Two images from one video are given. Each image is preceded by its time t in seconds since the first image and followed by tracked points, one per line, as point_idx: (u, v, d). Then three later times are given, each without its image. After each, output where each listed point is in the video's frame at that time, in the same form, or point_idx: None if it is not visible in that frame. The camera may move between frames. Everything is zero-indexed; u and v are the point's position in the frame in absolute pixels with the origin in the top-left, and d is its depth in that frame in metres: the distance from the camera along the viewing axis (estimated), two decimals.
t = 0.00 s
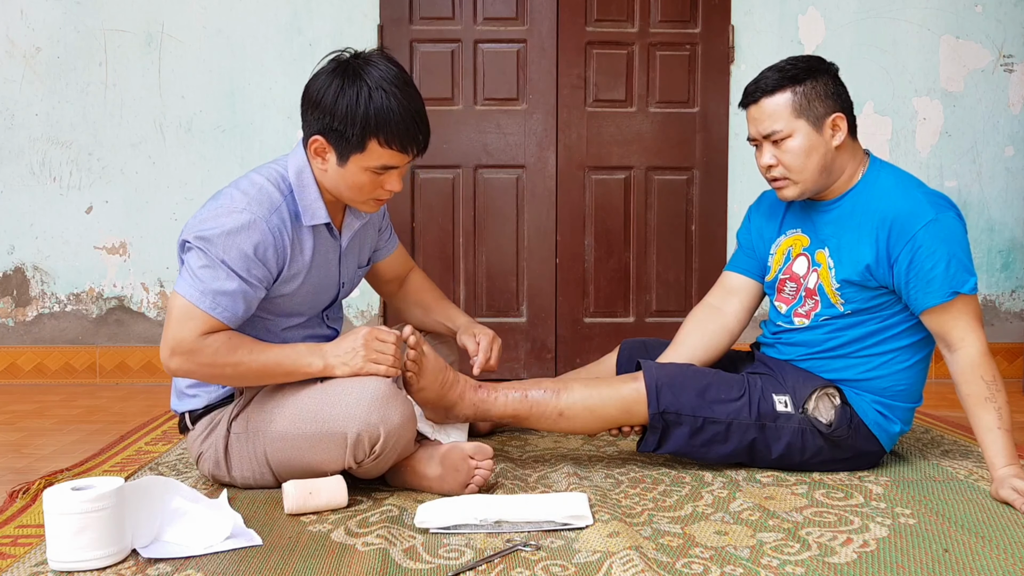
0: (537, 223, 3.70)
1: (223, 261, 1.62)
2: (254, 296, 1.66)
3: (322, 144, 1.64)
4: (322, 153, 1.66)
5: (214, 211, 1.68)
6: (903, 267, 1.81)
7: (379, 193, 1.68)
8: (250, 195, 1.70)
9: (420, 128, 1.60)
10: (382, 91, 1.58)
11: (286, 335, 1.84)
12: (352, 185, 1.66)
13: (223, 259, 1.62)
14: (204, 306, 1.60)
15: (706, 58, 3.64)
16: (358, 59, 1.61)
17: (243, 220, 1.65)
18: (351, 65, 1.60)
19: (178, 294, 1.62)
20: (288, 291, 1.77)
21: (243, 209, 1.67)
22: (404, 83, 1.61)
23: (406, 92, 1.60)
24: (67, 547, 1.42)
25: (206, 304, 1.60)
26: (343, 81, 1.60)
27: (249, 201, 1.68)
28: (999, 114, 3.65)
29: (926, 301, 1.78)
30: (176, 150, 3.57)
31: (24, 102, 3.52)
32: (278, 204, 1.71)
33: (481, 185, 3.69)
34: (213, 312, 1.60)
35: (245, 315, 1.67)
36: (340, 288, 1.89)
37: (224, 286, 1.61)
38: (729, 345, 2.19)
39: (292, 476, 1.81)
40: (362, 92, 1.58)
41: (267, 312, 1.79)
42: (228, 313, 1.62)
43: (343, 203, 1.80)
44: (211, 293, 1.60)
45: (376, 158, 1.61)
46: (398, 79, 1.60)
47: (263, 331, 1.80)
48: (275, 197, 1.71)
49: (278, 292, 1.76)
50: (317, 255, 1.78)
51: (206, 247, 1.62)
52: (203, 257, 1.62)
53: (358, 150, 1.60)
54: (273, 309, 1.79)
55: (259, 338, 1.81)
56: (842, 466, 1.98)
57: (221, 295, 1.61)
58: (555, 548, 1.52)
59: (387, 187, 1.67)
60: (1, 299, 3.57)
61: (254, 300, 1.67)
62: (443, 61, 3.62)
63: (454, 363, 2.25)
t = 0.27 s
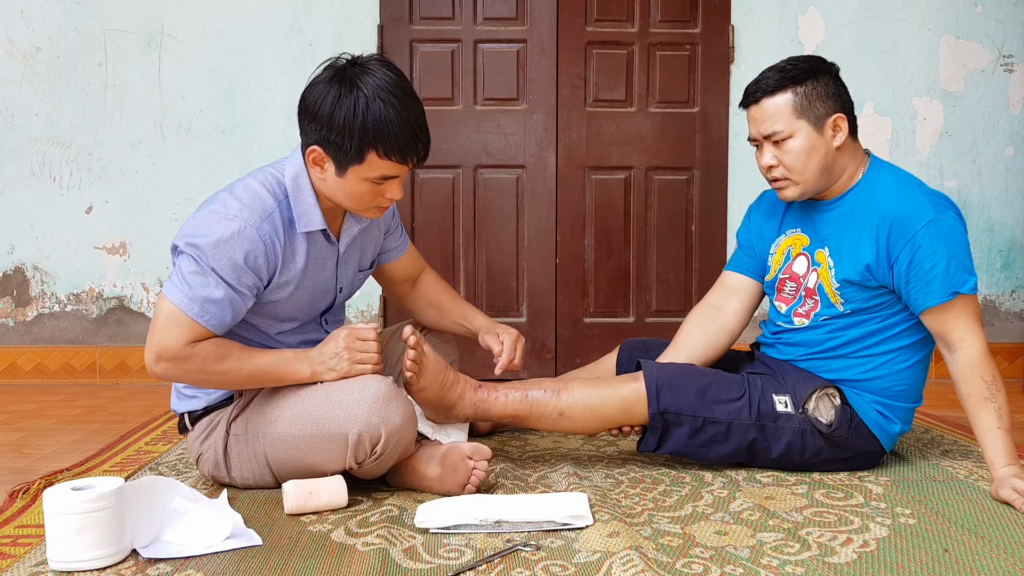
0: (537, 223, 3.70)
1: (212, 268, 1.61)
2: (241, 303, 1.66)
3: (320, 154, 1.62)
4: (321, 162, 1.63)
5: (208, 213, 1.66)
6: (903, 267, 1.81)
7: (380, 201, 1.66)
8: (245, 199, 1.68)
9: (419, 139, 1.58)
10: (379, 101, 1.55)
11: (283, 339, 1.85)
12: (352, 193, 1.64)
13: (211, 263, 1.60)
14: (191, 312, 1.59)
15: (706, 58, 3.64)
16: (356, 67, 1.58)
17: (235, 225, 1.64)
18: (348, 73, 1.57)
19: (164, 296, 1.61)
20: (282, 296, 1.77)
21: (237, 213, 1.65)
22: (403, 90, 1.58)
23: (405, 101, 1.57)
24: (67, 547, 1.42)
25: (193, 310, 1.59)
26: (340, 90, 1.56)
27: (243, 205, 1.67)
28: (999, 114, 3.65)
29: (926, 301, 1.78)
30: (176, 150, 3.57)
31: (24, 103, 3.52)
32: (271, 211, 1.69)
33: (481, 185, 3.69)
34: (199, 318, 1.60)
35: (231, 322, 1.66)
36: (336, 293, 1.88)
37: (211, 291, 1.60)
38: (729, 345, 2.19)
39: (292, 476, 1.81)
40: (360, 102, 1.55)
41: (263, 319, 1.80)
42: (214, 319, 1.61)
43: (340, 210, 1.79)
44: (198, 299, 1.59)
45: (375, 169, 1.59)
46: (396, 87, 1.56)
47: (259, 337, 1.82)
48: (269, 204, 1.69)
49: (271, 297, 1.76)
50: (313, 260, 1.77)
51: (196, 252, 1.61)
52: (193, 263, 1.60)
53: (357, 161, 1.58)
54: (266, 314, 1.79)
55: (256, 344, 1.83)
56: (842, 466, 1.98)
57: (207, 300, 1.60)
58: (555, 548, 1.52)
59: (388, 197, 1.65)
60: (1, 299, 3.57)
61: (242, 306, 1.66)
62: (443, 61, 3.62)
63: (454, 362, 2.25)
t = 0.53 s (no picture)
0: (537, 223, 3.70)
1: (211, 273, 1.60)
2: (237, 308, 1.65)
3: (322, 163, 1.61)
4: (323, 171, 1.63)
5: (206, 219, 1.65)
6: (903, 267, 1.81)
7: (382, 211, 1.66)
8: (244, 205, 1.68)
9: (424, 152, 1.57)
10: (384, 113, 1.54)
11: (283, 342, 1.85)
12: (354, 203, 1.64)
13: (210, 270, 1.59)
14: (189, 317, 1.58)
15: (706, 58, 3.64)
16: (362, 78, 1.57)
17: (235, 231, 1.63)
18: (354, 84, 1.56)
19: (160, 301, 1.59)
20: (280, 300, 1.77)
21: (236, 219, 1.64)
22: (409, 103, 1.56)
23: (410, 114, 1.56)
24: (67, 547, 1.42)
25: (191, 316, 1.58)
26: (345, 101, 1.55)
27: (242, 212, 1.66)
28: (999, 114, 3.65)
29: (926, 301, 1.78)
30: (176, 151, 3.57)
31: (24, 103, 3.52)
32: (270, 216, 1.69)
33: (481, 185, 3.69)
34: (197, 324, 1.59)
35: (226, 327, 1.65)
36: (336, 296, 1.88)
37: (209, 298, 1.59)
38: (729, 345, 2.19)
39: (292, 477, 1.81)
40: (365, 113, 1.54)
41: (262, 323, 1.80)
42: (211, 325, 1.60)
43: (343, 217, 1.79)
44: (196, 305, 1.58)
45: (378, 180, 1.59)
46: (401, 99, 1.55)
47: (259, 340, 1.82)
48: (268, 209, 1.69)
49: (268, 301, 1.75)
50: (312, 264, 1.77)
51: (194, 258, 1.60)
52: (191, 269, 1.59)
53: (360, 172, 1.57)
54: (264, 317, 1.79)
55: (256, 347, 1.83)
56: (842, 466, 1.98)
57: (205, 307, 1.59)
58: (555, 548, 1.52)
59: (390, 207, 1.65)
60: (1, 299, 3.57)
61: (238, 311, 1.65)
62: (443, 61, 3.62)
63: (454, 363, 2.25)
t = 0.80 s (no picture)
0: (537, 223, 3.70)
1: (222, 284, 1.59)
2: (249, 317, 1.65)
3: (330, 171, 1.61)
4: (330, 180, 1.63)
5: (214, 228, 1.64)
6: (903, 267, 1.81)
7: (388, 219, 1.66)
8: (252, 213, 1.67)
9: (432, 162, 1.57)
10: (392, 125, 1.53)
11: (287, 345, 1.85)
12: (360, 210, 1.64)
13: (222, 281, 1.59)
14: (202, 329, 1.58)
15: (706, 58, 3.64)
16: (371, 88, 1.56)
17: (245, 241, 1.63)
18: (364, 95, 1.56)
19: (171, 314, 1.59)
20: (288, 306, 1.76)
21: (245, 228, 1.64)
22: (417, 114, 1.56)
23: (419, 124, 1.56)
24: (67, 547, 1.42)
25: (203, 328, 1.58)
26: (354, 111, 1.55)
27: (251, 220, 1.66)
28: (999, 114, 3.65)
29: (926, 302, 1.78)
30: (176, 151, 3.57)
31: (24, 103, 3.52)
32: (279, 223, 1.69)
33: (481, 185, 3.69)
34: (210, 335, 1.59)
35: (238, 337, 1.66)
36: (341, 299, 1.88)
37: (222, 310, 1.59)
38: (729, 345, 2.19)
39: (293, 477, 1.81)
40: (374, 124, 1.54)
41: (268, 328, 1.80)
42: (224, 336, 1.60)
43: (347, 222, 1.79)
44: (209, 317, 1.58)
45: (386, 190, 1.59)
46: (410, 111, 1.55)
47: (264, 345, 1.82)
48: (276, 216, 1.69)
49: (277, 307, 1.75)
50: (320, 269, 1.77)
51: (206, 269, 1.60)
52: (202, 280, 1.59)
53: (369, 183, 1.57)
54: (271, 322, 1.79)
55: (261, 350, 1.83)
56: (842, 466, 1.98)
57: (219, 319, 1.59)
58: (556, 548, 1.52)
59: (396, 215, 1.65)
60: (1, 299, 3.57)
61: (250, 320, 1.65)
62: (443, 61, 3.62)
63: (455, 363, 2.25)
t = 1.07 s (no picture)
0: (537, 223, 3.70)
1: (222, 285, 1.59)
2: (250, 317, 1.65)
3: (329, 171, 1.61)
4: (330, 179, 1.63)
5: (214, 229, 1.64)
6: (903, 268, 1.81)
7: (387, 219, 1.66)
8: (251, 213, 1.67)
9: (431, 163, 1.57)
10: (392, 125, 1.53)
11: (287, 346, 1.85)
12: (359, 210, 1.64)
13: (222, 283, 1.59)
14: (202, 330, 1.58)
15: (706, 58, 3.64)
16: (370, 88, 1.56)
17: (244, 242, 1.63)
18: (364, 95, 1.56)
19: (172, 316, 1.59)
20: (288, 305, 1.76)
21: (244, 228, 1.64)
22: (417, 114, 1.56)
23: (419, 124, 1.56)
24: (67, 547, 1.42)
25: (204, 329, 1.58)
26: (354, 111, 1.55)
27: (250, 221, 1.66)
28: (999, 114, 3.65)
29: (926, 302, 1.78)
30: (176, 151, 3.57)
31: (24, 103, 3.52)
32: (277, 222, 1.69)
33: (481, 185, 3.69)
34: (210, 336, 1.59)
35: (240, 337, 1.66)
36: (341, 300, 1.88)
37: (223, 312, 1.60)
38: (729, 345, 2.19)
39: (293, 477, 1.81)
40: (374, 124, 1.54)
41: (268, 328, 1.80)
42: (225, 336, 1.60)
43: (347, 222, 1.79)
44: (209, 318, 1.59)
45: (386, 191, 1.59)
46: (409, 111, 1.55)
47: (264, 346, 1.82)
48: (275, 215, 1.69)
49: (277, 307, 1.75)
50: (319, 268, 1.77)
51: (205, 270, 1.60)
52: (202, 281, 1.59)
53: (368, 183, 1.57)
54: (271, 322, 1.79)
55: (261, 351, 1.83)
56: (842, 466, 1.98)
57: (219, 320, 1.59)
58: (556, 548, 1.52)
59: (395, 215, 1.65)
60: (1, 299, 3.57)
61: (250, 320, 1.65)
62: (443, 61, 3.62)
63: (454, 363, 2.25)
